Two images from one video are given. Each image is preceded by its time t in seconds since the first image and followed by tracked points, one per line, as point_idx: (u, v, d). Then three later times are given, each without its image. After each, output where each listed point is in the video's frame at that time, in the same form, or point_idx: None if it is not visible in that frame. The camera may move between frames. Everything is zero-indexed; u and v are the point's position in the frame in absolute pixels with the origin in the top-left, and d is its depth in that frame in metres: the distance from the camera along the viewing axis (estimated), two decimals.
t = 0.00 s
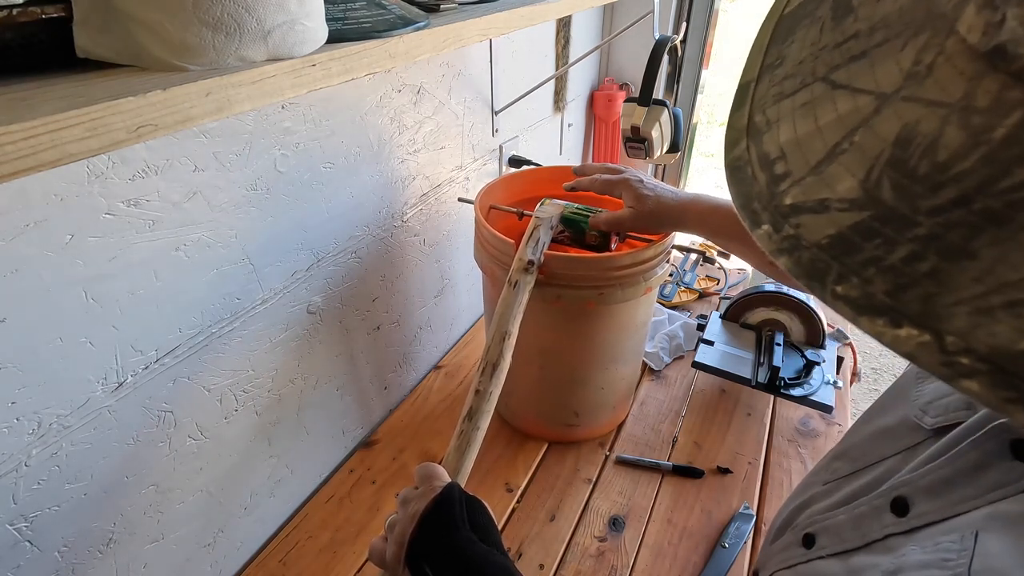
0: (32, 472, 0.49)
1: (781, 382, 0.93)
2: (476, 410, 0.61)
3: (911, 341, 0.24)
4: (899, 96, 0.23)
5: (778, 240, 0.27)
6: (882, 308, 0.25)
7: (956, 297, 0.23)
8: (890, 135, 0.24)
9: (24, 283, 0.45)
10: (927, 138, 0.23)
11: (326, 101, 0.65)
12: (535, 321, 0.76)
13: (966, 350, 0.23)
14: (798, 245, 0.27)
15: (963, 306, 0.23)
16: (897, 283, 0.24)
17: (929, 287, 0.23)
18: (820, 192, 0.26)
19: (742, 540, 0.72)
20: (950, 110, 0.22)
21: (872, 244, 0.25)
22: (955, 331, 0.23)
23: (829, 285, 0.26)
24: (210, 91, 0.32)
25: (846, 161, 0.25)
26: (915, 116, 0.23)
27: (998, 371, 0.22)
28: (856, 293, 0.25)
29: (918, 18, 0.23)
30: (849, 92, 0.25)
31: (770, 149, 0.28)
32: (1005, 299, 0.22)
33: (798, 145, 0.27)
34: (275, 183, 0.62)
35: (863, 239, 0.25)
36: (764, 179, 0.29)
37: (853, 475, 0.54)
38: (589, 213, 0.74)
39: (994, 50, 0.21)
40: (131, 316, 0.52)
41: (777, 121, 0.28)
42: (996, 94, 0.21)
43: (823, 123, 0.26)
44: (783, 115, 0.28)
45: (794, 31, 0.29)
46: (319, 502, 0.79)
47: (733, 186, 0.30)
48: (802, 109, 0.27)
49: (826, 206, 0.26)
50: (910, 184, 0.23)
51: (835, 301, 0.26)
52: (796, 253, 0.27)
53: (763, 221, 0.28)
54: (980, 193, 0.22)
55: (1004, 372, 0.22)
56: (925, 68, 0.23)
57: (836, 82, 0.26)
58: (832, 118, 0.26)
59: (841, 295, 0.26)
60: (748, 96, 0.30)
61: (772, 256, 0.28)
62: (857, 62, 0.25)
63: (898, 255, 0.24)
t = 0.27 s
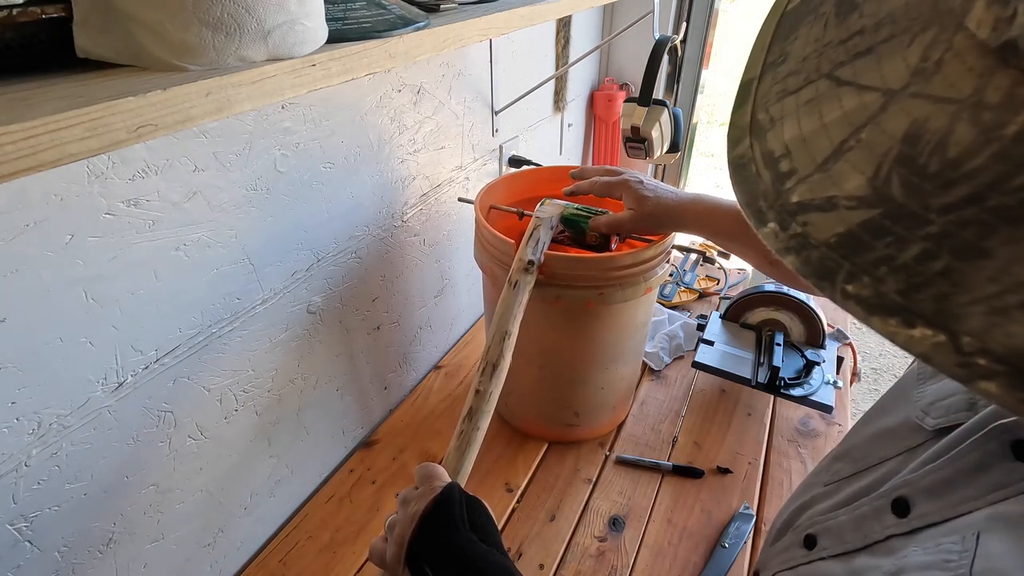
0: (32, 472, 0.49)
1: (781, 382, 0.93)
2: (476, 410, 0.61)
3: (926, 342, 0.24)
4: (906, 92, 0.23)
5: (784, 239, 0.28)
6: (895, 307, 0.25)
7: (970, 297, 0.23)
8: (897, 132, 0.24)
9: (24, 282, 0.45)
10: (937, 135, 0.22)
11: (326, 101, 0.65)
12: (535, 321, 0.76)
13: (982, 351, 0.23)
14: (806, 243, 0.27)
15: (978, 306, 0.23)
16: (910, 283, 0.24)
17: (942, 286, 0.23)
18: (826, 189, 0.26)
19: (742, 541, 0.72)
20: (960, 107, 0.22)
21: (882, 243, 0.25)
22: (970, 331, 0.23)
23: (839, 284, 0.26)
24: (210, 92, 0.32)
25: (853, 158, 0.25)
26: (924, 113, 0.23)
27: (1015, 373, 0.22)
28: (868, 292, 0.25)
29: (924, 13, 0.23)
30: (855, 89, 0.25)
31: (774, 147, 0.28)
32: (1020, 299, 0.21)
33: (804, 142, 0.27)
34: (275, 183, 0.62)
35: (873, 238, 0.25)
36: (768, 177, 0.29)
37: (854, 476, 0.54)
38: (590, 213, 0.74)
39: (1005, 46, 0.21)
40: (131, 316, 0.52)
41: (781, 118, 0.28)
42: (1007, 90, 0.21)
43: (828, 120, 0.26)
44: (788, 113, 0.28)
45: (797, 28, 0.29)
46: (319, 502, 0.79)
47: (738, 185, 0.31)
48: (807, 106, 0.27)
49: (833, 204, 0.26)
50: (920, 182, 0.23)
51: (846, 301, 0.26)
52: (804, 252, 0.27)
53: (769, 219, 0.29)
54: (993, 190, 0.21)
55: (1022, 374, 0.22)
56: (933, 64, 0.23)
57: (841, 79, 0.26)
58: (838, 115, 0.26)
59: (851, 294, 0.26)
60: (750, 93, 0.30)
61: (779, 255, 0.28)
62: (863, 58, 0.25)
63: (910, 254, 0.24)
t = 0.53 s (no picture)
0: (32, 472, 0.49)
1: (781, 382, 0.94)
2: (476, 410, 0.61)
3: (920, 339, 0.24)
4: (902, 91, 0.24)
5: (780, 237, 0.27)
6: (889, 305, 0.24)
7: (965, 294, 0.23)
8: (894, 130, 0.24)
9: (24, 283, 0.45)
10: (933, 133, 0.23)
11: (326, 101, 0.65)
12: (535, 321, 0.76)
13: (977, 348, 0.22)
14: (801, 241, 0.27)
15: (972, 304, 0.22)
16: (905, 280, 0.24)
17: (938, 283, 0.23)
18: (823, 187, 0.26)
19: (742, 540, 0.72)
20: (956, 105, 0.22)
21: (878, 240, 0.25)
22: (964, 329, 0.23)
23: (834, 281, 0.26)
24: (211, 92, 0.32)
25: (850, 157, 0.25)
26: (920, 111, 0.23)
27: (1010, 371, 0.22)
28: (863, 290, 0.25)
29: (920, 14, 0.24)
30: (852, 88, 0.25)
31: (771, 146, 0.28)
32: (1016, 296, 0.21)
33: (801, 140, 0.27)
34: (275, 183, 0.62)
35: (870, 235, 0.25)
36: (765, 175, 0.28)
37: (853, 476, 0.54)
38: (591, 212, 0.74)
39: (1001, 44, 0.21)
40: (131, 316, 0.52)
41: (778, 117, 0.28)
42: (1003, 88, 0.21)
43: (825, 119, 0.26)
44: (785, 111, 0.28)
45: (794, 27, 0.29)
46: (319, 502, 0.79)
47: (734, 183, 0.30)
48: (805, 105, 0.27)
49: (829, 203, 0.26)
50: (915, 180, 0.23)
51: (841, 298, 0.26)
52: (800, 250, 0.27)
53: (765, 217, 0.28)
54: (987, 189, 0.22)
55: (1017, 372, 0.22)
56: (929, 63, 0.23)
57: (838, 78, 0.26)
58: (835, 114, 0.26)
59: (846, 292, 0.25)
60: (747, 92, 0.30)
61: (775, 253, 0.28)
62: (859, 57, 0.25)
63: (906, 251, 0.24)
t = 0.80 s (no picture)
0: (32, 471, 0.49)
1: (781, 382, 0.93)
2: (477, 410, 0.61)
3: (913, 343, 0.24)
4: (897, 96, 0.24)
5: (778, 241, 0.28)
6: (884, 309, 0.25)
7: (959, 299, 0.23)
8: (889, 135, 0.24)
9: (24, 282, 0.45)
10: (928, 138, 0.23)
11: (326, 101, 0.65)
12: (535, 321, 0.76)
13: (968, 352, 0.23)
14: (798, 246, 0.27)
15: (966, 308, 0.23)
16: (900, 285, 0.25)
17: (932, 288, 0.24)
18: (820, 191, 0.26)
19: (742, 540, 0.72)
20: (951, 110, 0.22)
21: (874, 245, 0.25)
22: (957, 333, 0.23)
23: (830, 286, 0.26)
24: (210, 92, 0.32)
25: (846, 161, 0.25)
26: (915, 116, 0.23)
27: (1001, 374, 0.23)
28: (858, 294, 0.26)
29: (917, 17, 0.23)
30: (848, 92, 0.25)
31: (769, 150, 0.28)
32: (1009, 301, 0.22)
33: (798, 144, 0.27)
34: (275, 183, 0.62)
35: (866, 240, 0.25)
36: (763, 179, 0.29)
37: (853, 476, 0.54)
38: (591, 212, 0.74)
39: (995, 50, 0.21)
40: (131, 316, 0.52)
41: (776, 120, 0.28)
42: (997, 94, 0.21)
43: (822, 123, 0.26)
44: (783, 115, 0.28)
45: (792, 31, 0.28)
46: (319, 502, 0.79)
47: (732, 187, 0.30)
48: (802, 109, 0.27)
49: (825, 206, 0.26)
50: (911, 185, 0.24)
51: (836, 303, 0.26)
52: (796, 254, 0.27)
53: (762, 222, 0.28)
54: (981, 194, 0.22)
55: (1008, 375, 0.23)
56: (924, 67, 0.23)
57: (835, 82, 0.26)
58: (831, 118, 0.26)
59: (842, 296, 0.26)
60: (745, 97, 0.30)
61: (772, 257, 0.28)
62: (856, 62, 0.25)
63: (900, 256, 0.24)
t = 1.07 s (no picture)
0: (32, 471, 0.49)
1: (781, 382, 0.93)
2: (476, 411, 0.61)
3: (928, 337, 0.23)
4: (909, 87, 0.23)
5: (786, 234, 0.27)
6: (897, 303, 0.24)
7: (975, 293, 0.22)
8: (901, 127, 0.24)
9: (25, 282, 0.45)
10: (941, 130, 0.22)
11: (326, 102, 0.65)
12: (535, 322, 0.76)
13: (986, 347, 0.22)
14: (807, 238, 0.26)
15: (982, 302, 0.22)
16: (912, 278, 0.24)
17: (946, 282, 0.23)
18: (829, 184, 0.26)
19: (742, 540, 0.72)
20: (964, 102, 0.22)
21: (885, 238, 0.24)
22: (973, 327, 0.22)
23: (841, 280, 0.25)
24: (210, 92, 0.32)
25: (856, 153, 0.25)
26: (928, 107, 0.23)
27: (1019, 371, 0.21)
28: (871, 289, 0.25)
29: (929, 8, 0.23)
30: (858, 84, 0.25)
31: (777, 142, 0.28)
32: None
33: (807, 137, 0.27)
34: (275, 183, 0.62)
35: (877, 233, 0.24)
36: (770, 171, 0.28)
37: (853, 477, 0.54)
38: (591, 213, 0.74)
39: (1009, 41, 0.21)
40: (130, 316, 0.52)
41: (783, 112, 0.28)
42: (1012, 85, 0.21)
43: (831, 115, 0.26)
44: (790, 107, 0.28)
45: (800, 22, 0.28)
46: (319, 502, 0.79)
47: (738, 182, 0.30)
48: (811, 100, 0.27)
49: (835, 199, 0.26)
50: (923, 177, 0.23)
51: (849, 297, 0.25)
52: (805, 248, 0.26)
53: (771, 215, 0.28)
54: (996, 187, 0.21)
55: None
56: (936, 58, 0.23)
57: (844, 74, 0.26)
58: (841, 110, 0.26)
59: (854, 290, 0.25)
60: (752, 89, 0.30)
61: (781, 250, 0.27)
62: (866, 53, 0.25)
63: (914, 250, 0.24)
